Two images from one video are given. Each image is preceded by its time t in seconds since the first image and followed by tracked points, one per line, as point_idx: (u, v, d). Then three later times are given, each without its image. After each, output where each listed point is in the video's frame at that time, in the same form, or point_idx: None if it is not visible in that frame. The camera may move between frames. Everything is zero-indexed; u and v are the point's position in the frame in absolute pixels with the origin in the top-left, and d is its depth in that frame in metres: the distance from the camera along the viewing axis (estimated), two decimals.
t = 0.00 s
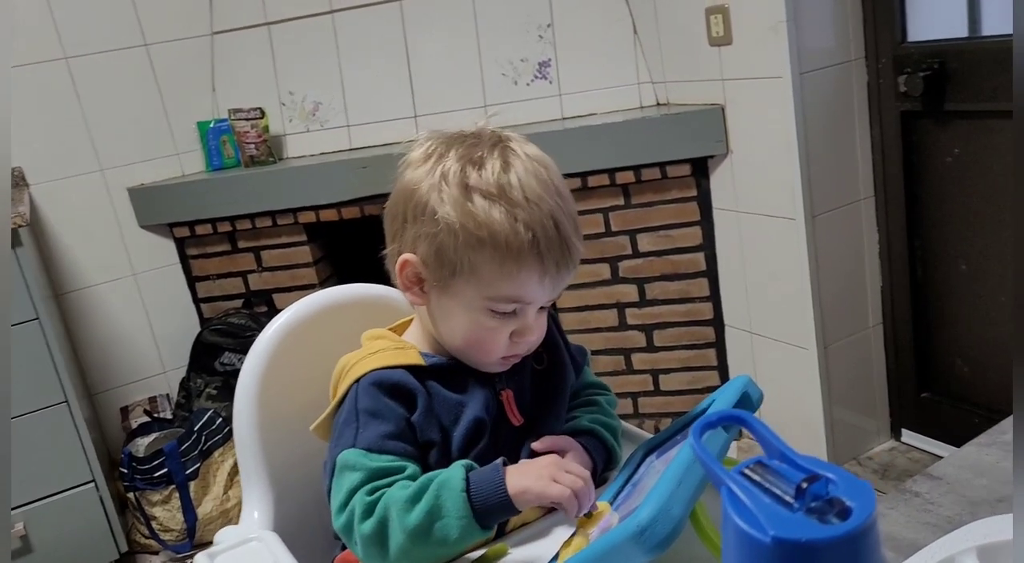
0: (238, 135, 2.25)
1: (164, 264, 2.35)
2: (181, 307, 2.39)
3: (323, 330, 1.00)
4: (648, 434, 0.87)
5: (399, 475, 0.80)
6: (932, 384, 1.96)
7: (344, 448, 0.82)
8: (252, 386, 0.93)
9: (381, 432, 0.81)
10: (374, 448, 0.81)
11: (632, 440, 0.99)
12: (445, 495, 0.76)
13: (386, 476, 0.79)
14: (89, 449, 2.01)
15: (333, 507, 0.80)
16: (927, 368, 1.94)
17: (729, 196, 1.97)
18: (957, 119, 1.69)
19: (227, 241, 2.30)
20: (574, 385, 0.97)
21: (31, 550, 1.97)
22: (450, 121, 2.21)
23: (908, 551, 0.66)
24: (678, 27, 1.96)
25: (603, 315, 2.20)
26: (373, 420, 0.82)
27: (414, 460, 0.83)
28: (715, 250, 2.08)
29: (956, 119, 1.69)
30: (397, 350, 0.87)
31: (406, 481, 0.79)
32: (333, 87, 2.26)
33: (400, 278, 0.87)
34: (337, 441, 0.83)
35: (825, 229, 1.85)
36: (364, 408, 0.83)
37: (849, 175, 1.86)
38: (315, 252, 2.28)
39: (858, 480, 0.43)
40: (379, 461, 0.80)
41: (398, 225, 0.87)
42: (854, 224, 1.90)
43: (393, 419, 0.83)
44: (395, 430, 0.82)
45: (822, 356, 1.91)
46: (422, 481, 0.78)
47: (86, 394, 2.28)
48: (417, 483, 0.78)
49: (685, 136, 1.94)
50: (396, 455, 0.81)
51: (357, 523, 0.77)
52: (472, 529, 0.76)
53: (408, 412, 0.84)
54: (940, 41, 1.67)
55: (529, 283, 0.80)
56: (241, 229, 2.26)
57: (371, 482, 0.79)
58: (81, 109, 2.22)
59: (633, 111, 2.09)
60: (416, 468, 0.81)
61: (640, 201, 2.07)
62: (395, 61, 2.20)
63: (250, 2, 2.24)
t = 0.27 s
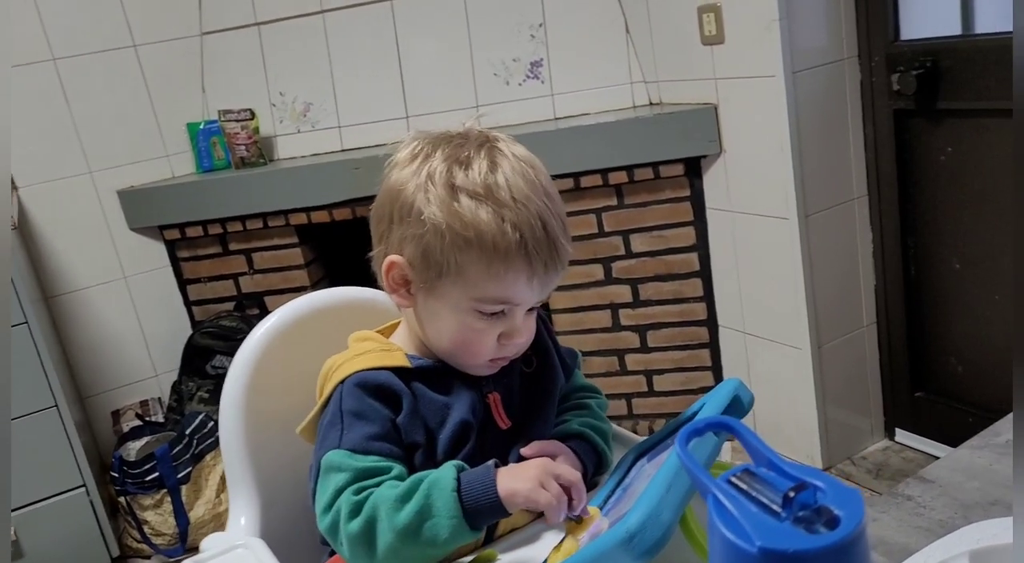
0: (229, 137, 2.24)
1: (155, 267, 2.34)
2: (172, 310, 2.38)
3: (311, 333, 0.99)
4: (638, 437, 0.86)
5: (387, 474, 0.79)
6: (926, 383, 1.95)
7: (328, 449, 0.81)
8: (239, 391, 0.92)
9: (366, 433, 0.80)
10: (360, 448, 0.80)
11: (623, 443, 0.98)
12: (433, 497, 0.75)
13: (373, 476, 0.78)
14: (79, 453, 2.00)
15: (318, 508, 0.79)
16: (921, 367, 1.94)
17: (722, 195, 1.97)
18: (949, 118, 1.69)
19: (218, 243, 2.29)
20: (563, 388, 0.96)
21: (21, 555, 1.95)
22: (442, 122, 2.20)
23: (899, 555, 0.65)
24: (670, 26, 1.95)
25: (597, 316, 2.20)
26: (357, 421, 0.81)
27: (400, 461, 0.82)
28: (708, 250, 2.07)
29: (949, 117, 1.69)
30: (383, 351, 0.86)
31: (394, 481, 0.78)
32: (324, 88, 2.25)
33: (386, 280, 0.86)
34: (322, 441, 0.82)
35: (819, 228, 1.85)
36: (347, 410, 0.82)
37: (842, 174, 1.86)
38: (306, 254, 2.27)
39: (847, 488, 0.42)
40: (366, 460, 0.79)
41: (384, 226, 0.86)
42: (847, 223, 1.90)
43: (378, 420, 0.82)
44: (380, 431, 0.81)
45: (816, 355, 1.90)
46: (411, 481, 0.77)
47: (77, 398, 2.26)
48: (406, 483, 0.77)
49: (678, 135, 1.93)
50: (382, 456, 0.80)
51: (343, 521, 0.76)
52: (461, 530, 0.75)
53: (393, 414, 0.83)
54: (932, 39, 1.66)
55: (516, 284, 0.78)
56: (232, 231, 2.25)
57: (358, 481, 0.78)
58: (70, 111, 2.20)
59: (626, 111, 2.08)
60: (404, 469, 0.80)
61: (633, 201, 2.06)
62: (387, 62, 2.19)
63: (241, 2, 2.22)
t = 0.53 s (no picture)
0: (213, 140, 2.23)
1: (139, 272, 2.32)
2: (157, 315, 2.36)
3: (291, 340, 0.99)
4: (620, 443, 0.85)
5: (366, 481, 0.79)
6: (911, 383, 1.96)
7: (306, 454, 0.81)
8: (218, 399, 0.91)
9: (343, 439, 0.80)
10: (338, 454, 0.79)
11: (606, 448, 0.98)
12: (412, 506, 0.75)
13: (351, 481, 0.78)
14: (63, 460, 1.98)
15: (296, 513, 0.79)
16: (906, 367, 1.95)
17: (708, 197, 1.97)
18: (932, 119, 1.70)
19: (203, 247, 2.28)
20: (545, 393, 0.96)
21: None
22: (427, 125, 2.20)
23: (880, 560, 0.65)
24: (654, 29, 1.95)
25: (584, 317, 2.20)
26: (335, 427, 0.81)
27: (378, 468, 0.82)
28: (694, 251, 2.08)
29: (932, 118, 1.70)
30: (362, 357, 0.86)
31: (373, 487, 0.78)
32: (309, 92, 2.24)
33: (365, 285, 0.85)
34: (301, 447, 0.82)
35: (804, 229, 1.85)
36: (325, 416, 0.81)
37: (826, 175, 1.86)
38: (292, 257, 2.26)
39: (819, 499, 0.42)
40: (345, 466, 0.79)
41: (363, 232, 0.85)
42: (832, 224, 1.90)
43: (356, 427, 0.81)
44: (358, 437, 0.81)
45: (802, 356, 1.90)
46: (390, 489, 0.77)
47: (62, 404, 2.24)
48: (385, 490, 0.77)
49: (663, 137, 1.93)
50: (360, 462, 0.80)
51: (321, 526, 0.76)
52: (438, 539, 0.75)
53: (371, 420, 0.83)
54: (915, 41, 1.67)
55: (495, 289, 0.78)
56: (217, 235, 2.24)
57: (336, 486, 0.78)
58: (52, 115, 2.19)
59: (611, 113, 2.08)
60: (383, 475, 0.80)
61: (619, 202, 2.06)
62: (372, 64, 2.19)
63: (225, 5, 2.21)
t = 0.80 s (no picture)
0: (207, 142, 2.23)
1: (133, 274, 2.32)
2: (151, 317, 2.36)
3: (288, 341, 0.99)
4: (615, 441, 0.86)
5: (357, 479, 0.79)
6: (903, 381, 1.97)
7: (300, 452, 0.81)
8: (216, 400, 0.92)
9: (338, 437, 0.81)
10: (330, 452, 0.80)
11: (602, 447, 0.99)
12: (403, 505, 0.76)
13: (343, 479, 0.79)
14: (58, 462, 1.98)
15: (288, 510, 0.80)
16: (899, 365, 1.96)
17: (701, 196, 1.98)
18: (923, 118, 1.71)
19: (197, 249, 2.28)
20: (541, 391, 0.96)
21: None
22: (421, 126, 2.21)
23: (874, 556, 0.66)
24: (646, 30, 1.96)
25: (578, 317, 2.20)
26: (330, 426, 0.81)
27: (372, 466, 0.82)
28: (688, 251, 2.09)
29: (923, 118, 1.71)
30: (358, 357, 0.86)
31: (364, 486, 0.78)
32: (303, 94, 2.24)
33: (361, 285, 0.86)
34: (295, 445, 0.83)
35: (796, 228, 1.86)
36: (321, 414, 0.82)
37: (818, 175, 1.88)
38: (286, 259, 2.27)
39: (815, 494, 0.43)
40: (336, 464, 0.79)
41: (358, 231, 0.86)
42: (824, 222, 1.91)
43: (351, 425, 0.82)
44: (352, 435, 0.82)
45: (795, 355, 1.91)
46: (381, 487, 0.77)
47: (56, 407, 2.24)
48: (376, 489, 0.77)
49: (656, 137, 1.94)
50: (353, 461, 0.81)
51: (311, 524, 0.77)
52: (428, 539, 0.75)
53: (366, 418, 0.83)
54: (905, 40, 1.68)
55: (489, 286, 0.79)
56: (211, 237, 2.24)
57: (328, 484, 0.79)
58: (46, 117, 2.19)
59: (604, 113, 2.09)
60: (374, 473, 0.81)
61: (612, 203, 2.07)
62: (366, 66, 2.19)
63: (218, 8, 2.22)
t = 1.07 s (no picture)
0: (198, 146, 2.23)
1: (125, 278, 2.32)
2: (143, 321, 2.36)
3: (279, 346, 0.99)
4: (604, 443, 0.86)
5: (350, 488, 0.79)
6: (894, 380, 1.98)
7: (292, 460, 0.81)
8: (207, 405, 0.92)
9: (328, 444, 0.81)
10: (322, 460, 0.80)
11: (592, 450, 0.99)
12: (397, 522, 0.76)
13: (335, 488, 0.79)
14: (50, 467, 1.98)
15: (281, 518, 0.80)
16: (889, 365, 1.97)
17: (691, 198, 1.99)
18: (911, 119, 1.72)
19: (189, 253, 2.28)
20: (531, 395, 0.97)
21: None
22: (413, 129, 2.21)
23: (860, 556, 0.66)
24: (636, 33, 1.97)
25: (570, 319, 2.21)
26: (321, 433, 0.82)
27: (364, 473, 0.82)
28: (679, 252, 2.09)
29: (912, 119, 1.72)
30: (348, 363, 0.87)
31: (357, 498, 0.78)
32: (294, 97, 2.24)
33: (349, 290, 0.86)
34: (287, 453, 0.83)
35: (787, 229, 1.87)
36: (311, 421, 0.82)
37: (808, 176, 1.89)
38: (278, 262, 2.27)
39: (796, 497, 0.44)
40: (329, 473, 0.80)
41: (346, 237, 0.86)
42: (814, 223, 1.92)
43: (341, 432, 0.82)
44: (343, 442, 0.82)
45: (787, 355, 1.92)
46: (374, 501, 0.77)
47: (47, 412, 2.23)
48: (370, 502, 0.77)
49: (646, 139, 1.95)
50: (345, 468, 0.81)
51: (304, 535, 0.77)
52: (421, 555, 0.76)
53: (357, 425, 0.84)
54: (893, 42, 1.69)
55: (477, 288, 0.79)
56: (203, 241, 2.24)
57: (321, 493, 0.79)
58: (36, 122, 2.18)
59: (596, 115, 2.09)
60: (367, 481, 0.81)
61: (603, 204, 2.08)
62: (357, 69, 2.19)
63: (209, 11, 2.22)
